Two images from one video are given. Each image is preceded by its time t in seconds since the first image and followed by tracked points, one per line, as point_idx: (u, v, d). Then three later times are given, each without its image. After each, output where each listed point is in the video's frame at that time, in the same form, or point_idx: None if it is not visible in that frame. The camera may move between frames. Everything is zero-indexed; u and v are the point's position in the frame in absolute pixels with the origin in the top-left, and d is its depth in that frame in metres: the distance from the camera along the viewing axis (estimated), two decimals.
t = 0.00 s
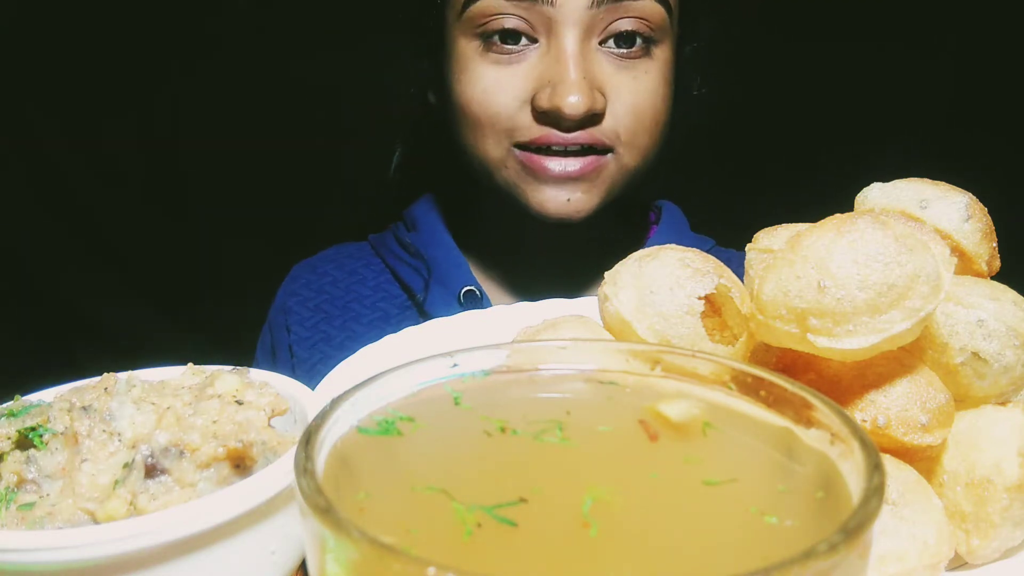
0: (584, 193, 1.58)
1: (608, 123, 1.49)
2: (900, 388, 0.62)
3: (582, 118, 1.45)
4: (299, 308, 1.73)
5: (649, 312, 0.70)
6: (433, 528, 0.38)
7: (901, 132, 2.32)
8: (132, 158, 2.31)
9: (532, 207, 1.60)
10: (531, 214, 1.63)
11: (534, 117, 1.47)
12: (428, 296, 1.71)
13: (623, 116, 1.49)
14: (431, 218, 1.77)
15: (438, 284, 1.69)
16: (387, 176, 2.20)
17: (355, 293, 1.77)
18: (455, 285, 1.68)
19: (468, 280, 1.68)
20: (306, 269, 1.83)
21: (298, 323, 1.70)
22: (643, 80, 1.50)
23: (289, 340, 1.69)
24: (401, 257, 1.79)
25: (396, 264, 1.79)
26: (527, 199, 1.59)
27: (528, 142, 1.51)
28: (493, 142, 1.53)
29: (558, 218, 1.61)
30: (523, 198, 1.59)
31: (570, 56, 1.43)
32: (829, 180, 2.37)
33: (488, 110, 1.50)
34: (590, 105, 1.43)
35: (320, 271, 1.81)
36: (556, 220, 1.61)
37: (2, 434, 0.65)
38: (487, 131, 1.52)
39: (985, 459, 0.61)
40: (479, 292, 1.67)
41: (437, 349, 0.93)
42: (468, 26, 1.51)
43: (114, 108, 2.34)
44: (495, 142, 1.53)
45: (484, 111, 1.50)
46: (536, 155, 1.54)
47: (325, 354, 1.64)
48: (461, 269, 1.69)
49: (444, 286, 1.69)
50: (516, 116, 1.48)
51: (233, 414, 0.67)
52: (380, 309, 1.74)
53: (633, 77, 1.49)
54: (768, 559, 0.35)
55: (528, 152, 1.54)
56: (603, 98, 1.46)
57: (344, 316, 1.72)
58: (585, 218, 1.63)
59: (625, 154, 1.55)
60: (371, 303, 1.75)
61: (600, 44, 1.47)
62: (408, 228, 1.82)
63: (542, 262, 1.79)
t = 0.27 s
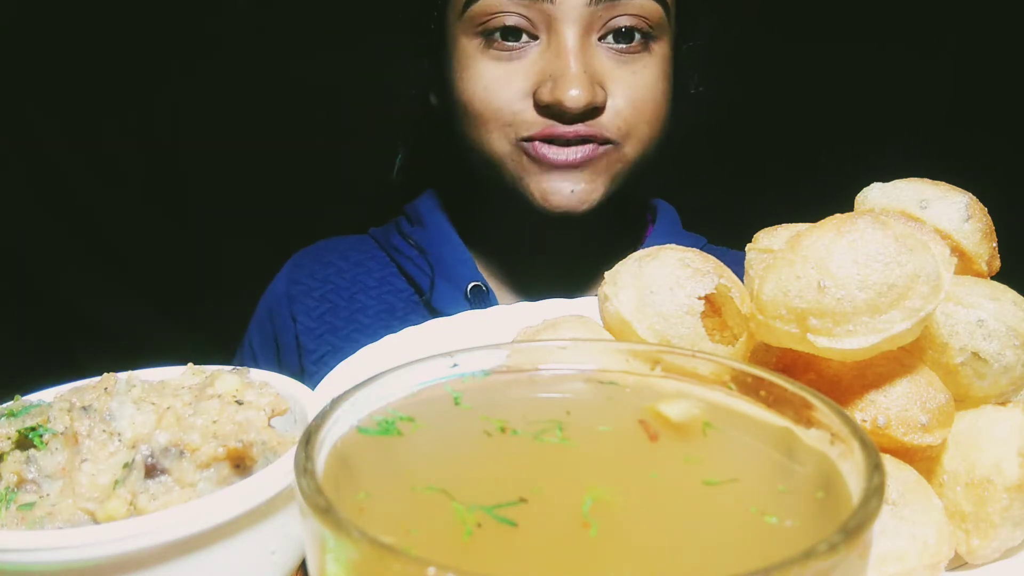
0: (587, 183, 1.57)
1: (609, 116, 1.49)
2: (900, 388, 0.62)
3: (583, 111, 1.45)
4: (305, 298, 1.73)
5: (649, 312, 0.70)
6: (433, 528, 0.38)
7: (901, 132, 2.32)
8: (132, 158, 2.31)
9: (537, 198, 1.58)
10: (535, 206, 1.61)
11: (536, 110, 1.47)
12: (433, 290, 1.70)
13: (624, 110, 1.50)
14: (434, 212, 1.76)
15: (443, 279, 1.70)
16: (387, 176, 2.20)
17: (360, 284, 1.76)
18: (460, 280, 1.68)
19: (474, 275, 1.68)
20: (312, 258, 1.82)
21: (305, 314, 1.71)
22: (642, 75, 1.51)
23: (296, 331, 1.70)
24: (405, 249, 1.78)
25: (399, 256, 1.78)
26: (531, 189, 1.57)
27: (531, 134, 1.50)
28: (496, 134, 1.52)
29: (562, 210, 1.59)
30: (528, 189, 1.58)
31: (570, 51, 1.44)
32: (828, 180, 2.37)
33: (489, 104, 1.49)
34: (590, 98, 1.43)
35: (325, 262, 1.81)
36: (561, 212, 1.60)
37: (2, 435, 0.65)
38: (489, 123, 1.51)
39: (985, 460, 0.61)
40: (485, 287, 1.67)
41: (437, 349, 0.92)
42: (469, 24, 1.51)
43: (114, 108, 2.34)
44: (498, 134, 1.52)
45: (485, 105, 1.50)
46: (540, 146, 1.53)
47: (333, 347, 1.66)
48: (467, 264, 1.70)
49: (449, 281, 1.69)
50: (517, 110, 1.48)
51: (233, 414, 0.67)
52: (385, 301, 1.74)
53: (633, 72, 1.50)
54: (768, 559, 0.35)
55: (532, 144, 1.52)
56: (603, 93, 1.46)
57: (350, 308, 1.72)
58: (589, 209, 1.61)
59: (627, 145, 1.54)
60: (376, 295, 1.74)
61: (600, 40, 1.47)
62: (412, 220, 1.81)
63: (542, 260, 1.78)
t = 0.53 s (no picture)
0: (579, 190, 1.58)
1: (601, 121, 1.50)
2: (900, 388, 0.62)
3: (575, 116, 1.46)
4: (311, 321, 1.73)
5: (649, 311, 0.70)
6: (434, 528, 0.38)
7: (901, 131, 2.33)
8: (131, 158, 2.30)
9: (530, 205, 1.61)
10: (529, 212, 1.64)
11: (528, 117, 1.48)
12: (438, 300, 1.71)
13: (616, 115, 1.50)
14: (429, 221, 1.77)
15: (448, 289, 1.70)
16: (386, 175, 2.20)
17: (363, 300, 1.76)
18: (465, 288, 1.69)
19: (478, 281, 1.69)
20: (309, 278, 1.81)
21: (313, 337, 1.71)
22: (633, 78, 1.51)
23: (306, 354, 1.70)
24: (404, 261, 1.78)
25: (399, 269, 1.78)
26: (524, 197, 1.60)
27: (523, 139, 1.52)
28: (488, 142, 1.54)
29: (555, 217, 1.62)
30: (521, 197, 1.60)
31: (562, 57, 1.44)
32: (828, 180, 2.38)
33: (482, 111, 1.50)
34: (582, 104, 1.44)
35: (325, 280, 1.80)
36: (553, 218, 1.62)
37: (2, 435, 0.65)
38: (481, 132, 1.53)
39: (985, 459, 0.61)
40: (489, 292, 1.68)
41: (436, 349, 0.92)
42: (459, 30, 1.51)
43: (114, 108, 2.34)
44: (490, 142, 1.54)
45: (478, 112, 1.51)
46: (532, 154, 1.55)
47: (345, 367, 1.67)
48: (469, 271, 1.70)
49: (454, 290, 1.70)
50: (510, 116, 1.49)
51: (233, 414, 0.67)
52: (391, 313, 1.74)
53: (624, 76, 1.50)
54: (769, 559, 0.35)
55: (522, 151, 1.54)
56: (596, 97, 1.46)
57: (357, 326, 1.73)
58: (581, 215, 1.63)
59: (617, 149, 1.55)
60: (381, 309, 1.74)
61: (591, 45, 1.47)
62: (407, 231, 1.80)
63: (538, 259, 1.78)
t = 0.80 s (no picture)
0: (579, 182, 1.57)
1: (601, 117, 1.50)
2: (900, 388, 0.62)
3: (575, 112, 1.45)
4: (307, 301, 1.73)
5: (649, 311, 0.70)
6: (433, 528, 0.38)
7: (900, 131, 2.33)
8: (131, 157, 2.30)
9: (530, 198, 1.59)
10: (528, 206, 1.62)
11: (528, 112, 1.48)
12: (429, 289, 1.70)
13: (616, 110, 1.50)
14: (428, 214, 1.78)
15: (438, 279, 1.70)
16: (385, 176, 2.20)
17: (359, 288, 1.76)
18: (456, 278, 1.68)
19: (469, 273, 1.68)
20: (311, 266, 1.83)
21: (307, 317, 1.71)
22: (633, 74, 1.51)
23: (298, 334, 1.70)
24: (402, 253, 1.79)
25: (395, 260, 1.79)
26: (524, 189, 1.58)
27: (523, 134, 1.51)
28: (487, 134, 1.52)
29: (555, 209, 1.60)
30: (521, 190, 1.58)
31: (562, 52, 1.44)
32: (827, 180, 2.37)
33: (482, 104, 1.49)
34: (582, 99, 1.44)
35: (324, 268, 1.81)
36: (553, 211, 1.60)
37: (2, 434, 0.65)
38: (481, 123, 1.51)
39: (985, 459, 0.61)
40: (480, 285, 1.67)
41: (437, 348, 0.92)
42: (461, 24, 1.51)
43: (114, 108, 2.34)
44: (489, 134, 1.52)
45: (477, 105, 1.50)
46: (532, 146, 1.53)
47: (333, 348, 1.65)
48: (462, 263, 1.70)
49: (445, 280, 1.69)
50: (510, 110, 1.48)
51: (233, 414, 0.67)
52: (384, 303, 1.74)
53: (623, 72, 1.50)
54: (769, 559, 0.35)
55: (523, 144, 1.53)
56: (595, 92, 1.46)
57: (350, 311, 1.72)
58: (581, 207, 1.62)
59: (617, 143, 1.54)
60: (375, 298, 1.74)
61: (591, 41, 1.47)
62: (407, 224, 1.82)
63: (538, 259, 1.78)
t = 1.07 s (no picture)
0: (564, 184, 1.57)
1: (597, 121, 1.49)
2: (900, 388, 0.62)
3: (572, 113, 1.45)
4: (298, 307, 1.73)
5: (649, 312, 0.70)
6: (433, 528, 0.38)
7: (900, 131, 2.32)
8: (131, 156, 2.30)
9: (514, 195, 1.59)
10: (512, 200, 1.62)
11: (526, 106, 1.47)
12: (418, 290, 1.69)
13: (613, 115, 1.50)
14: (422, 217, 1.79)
15: (427, 279, 1.69)
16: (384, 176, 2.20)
17: (352, 293, 1.76)
18: (444, 278, 1.67)
19: (458, 272, 1.67)
20: (305, 273, 1.84)
21: (298, 322, 1.71)
22: (632, 84, 1.51)
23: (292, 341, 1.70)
24: (395, 256, 1.79)
25: (388, 262, 1.79)
26: (509, 185, 1.58)
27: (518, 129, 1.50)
28: (481, 126, 1.52)
29: (538, 208, 1.60)
30: (507, 186, 1.58)
31: (565, 52, 1.44)
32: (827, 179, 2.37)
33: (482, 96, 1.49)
34: (580, 100, 1.43)
35: (318, 274, 1.82)
36: (536, 209, 1.61)
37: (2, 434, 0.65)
38: (477, 114, 1.51)
39: (985, 459, 0.61)
40: (469, 284, 1.66)
41: (436, 349, 0.92)
42: (469, 12, 1.51)
43: (115, 108, 2.34)
44: (484, 125, 1.52)
45: (477, 96, 1.50)
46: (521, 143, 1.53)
47: (325, 353, 1.65)
48: (451, 262, 1.69)
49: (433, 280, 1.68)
50: (508, 103, 1.48)
51: (233, 414, 0.67)
52: (376, 307, 1.74)
53: (623, 79, 1.50)
54: (769, 559, 0.35)
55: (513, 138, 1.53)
56: (594, 96, 1.46)
57: (342, 316, 1.72)
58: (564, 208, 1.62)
59: (608, 151, 1.54)
60: (367, 302, 1.74)
61: (595, 44, 1.47)
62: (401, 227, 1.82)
63: (538, 258, 1.78)
